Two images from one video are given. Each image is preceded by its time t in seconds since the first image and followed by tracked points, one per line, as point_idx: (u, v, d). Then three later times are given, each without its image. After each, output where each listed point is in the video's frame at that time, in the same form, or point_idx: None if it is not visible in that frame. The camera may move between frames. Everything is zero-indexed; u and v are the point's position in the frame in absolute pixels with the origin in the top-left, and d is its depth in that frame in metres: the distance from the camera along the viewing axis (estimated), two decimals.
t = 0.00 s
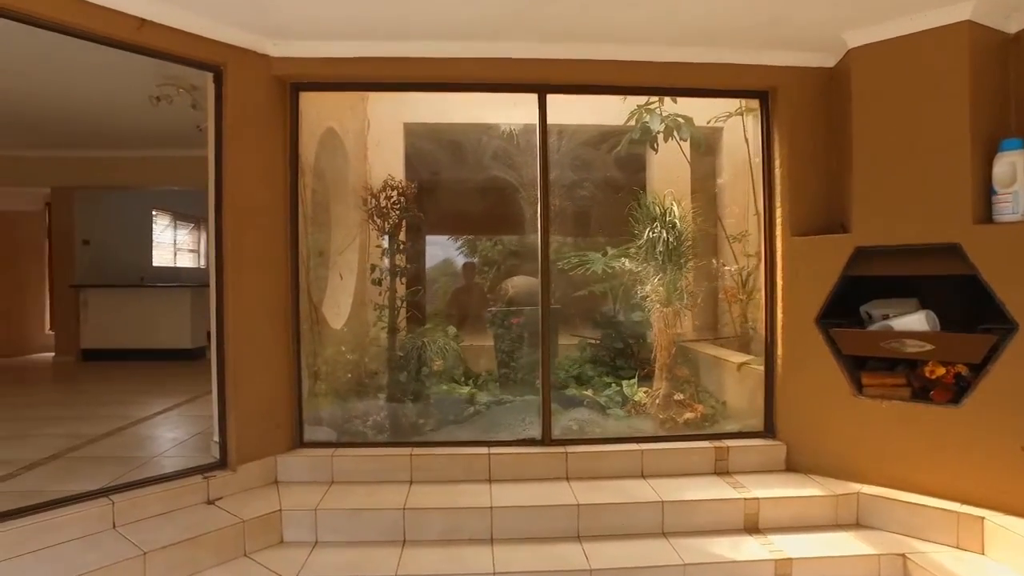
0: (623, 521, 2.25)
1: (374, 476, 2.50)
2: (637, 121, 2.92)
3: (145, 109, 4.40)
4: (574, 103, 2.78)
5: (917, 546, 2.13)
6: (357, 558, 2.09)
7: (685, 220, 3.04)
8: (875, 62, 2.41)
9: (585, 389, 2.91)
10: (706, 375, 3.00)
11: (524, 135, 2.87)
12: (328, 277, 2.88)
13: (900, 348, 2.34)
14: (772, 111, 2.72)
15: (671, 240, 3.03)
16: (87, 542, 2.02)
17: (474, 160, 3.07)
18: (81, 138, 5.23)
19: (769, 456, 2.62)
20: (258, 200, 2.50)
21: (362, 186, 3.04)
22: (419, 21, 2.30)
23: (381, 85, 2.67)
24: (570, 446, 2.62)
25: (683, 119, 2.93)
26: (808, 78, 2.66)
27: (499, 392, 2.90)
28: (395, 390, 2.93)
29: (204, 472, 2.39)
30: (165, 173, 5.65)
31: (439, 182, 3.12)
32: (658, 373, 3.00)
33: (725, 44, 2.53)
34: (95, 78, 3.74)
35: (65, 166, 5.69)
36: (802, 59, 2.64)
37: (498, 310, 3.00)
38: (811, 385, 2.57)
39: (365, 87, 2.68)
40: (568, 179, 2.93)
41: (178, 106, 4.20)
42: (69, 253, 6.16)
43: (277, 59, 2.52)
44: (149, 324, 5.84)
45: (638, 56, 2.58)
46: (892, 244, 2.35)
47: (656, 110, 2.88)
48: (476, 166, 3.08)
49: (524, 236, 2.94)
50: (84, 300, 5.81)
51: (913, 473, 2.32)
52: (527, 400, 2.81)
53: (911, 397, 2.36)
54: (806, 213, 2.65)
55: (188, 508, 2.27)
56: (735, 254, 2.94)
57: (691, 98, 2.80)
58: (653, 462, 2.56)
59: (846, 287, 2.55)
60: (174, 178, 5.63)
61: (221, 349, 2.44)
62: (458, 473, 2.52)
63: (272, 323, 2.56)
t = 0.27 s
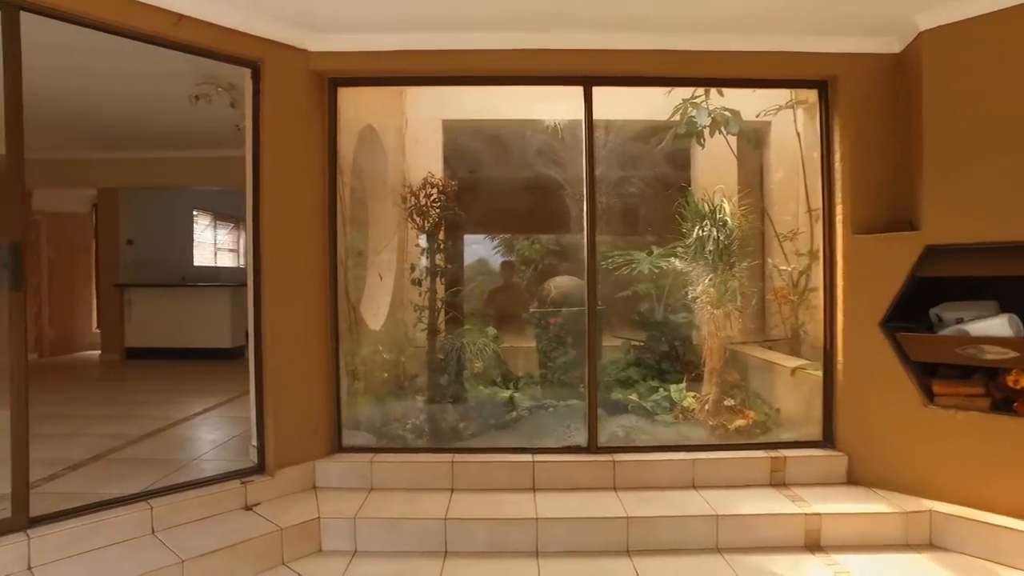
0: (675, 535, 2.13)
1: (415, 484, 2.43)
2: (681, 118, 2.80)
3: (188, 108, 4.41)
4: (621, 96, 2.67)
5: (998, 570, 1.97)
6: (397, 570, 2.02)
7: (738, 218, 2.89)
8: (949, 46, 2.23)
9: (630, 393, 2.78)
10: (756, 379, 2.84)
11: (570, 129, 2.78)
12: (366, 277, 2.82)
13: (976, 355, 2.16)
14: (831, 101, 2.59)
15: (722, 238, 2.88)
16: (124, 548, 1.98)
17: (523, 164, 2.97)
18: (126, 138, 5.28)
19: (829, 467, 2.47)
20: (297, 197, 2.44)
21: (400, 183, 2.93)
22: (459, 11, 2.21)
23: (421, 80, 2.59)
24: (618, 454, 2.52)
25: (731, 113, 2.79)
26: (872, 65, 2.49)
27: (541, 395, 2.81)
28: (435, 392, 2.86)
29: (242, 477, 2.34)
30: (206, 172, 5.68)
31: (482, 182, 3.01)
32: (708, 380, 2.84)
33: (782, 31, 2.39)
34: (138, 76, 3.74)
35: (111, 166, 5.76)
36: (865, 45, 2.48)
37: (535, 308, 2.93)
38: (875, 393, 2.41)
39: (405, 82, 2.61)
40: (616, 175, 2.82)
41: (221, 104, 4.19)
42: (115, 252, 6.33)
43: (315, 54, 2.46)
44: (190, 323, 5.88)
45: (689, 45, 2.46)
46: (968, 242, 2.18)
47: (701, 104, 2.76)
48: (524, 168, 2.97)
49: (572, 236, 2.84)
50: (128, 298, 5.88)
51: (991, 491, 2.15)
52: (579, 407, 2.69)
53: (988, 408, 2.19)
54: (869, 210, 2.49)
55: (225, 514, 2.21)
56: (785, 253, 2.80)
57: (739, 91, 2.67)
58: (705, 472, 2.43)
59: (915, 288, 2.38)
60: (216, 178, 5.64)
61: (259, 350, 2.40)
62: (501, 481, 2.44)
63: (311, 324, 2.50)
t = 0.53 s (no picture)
0: (737, 554, 2.00)
1: (464, 491, 2.35)
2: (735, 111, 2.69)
3: (238, 107, 4.42)
4: (676, 85, 2.53)
5: None
6: None
7: (801, 216, 2.80)
8: None
9: (683, 397, 2.66)
10: (816, 383, 2.69)
11: (624, 122, 2.66)
12: (410, 277, 2.75)
13: None
14: (908, 88, 2.38)
15: (783, 237, 2.78)
16: (168, 553, 1.94)
17: (573, 156, 2.93)
18: (177, 138, 5.33)
19: (906, 482, 2.28)
20: (342, 196, 2.38)
21: (448, 181, 2.88)
22: None
23: (466, 72, 2.49)
24: (673, 463, 2.39)
25: (788, 104, 2.65)
26: (954, 45, 2.29)
27: (591, 400, 2.70)
28: (482, 395, 2.77)
29: (285, 482, 2.28)
30: (255, 172, 5.71)
31: (533, 179, 2.96)
32: (767, 385, 2.71)
33: (853, 12, 2.22)
34: (189, 75, 3.75)
35: (163, 166, 5.85)
36: (946, 25, 2.28)
37: (581, 306, 2.86)
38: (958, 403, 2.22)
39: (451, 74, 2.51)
40: (672, 169, 2.69)
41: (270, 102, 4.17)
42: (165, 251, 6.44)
43: (359, 47, 2.39)
44: (238, 322, 5.92)
45: (750, 30, 2.30)
46: None
47: (756, 96, 2.64)
48: (572, 160, 2.94)
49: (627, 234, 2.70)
50: (179, 297, 5.96)
51: None
52: (634, 413, 2.56)
53: None
54: (950, 204, 2.30)
55: (269, 519, 2.16)
56: (847, 250, 2.67)
57: (798, 81, 2.53)
58: (768, 485, 2.29)
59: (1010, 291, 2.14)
60: (262, 176, 5.67)
61: (303, 352, 2.34)
62: (552, 490, 2.34)
63: (356, 325, 2.43)
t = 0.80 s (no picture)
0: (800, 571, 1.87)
1: (508, 499, 2.26)
2: (786, 103, 2.59)
3: (280, 105, 4.40)
4: (730, 72, 2.40)
5: None
6: None
7: (863, 211, 2.58)
8: None
9: (733, 401, 2.52)
10: (876, 388, 2.53)
11: (675, 112, 2.54)
12: (452, 276, 2.67)
13: None
14: (989, 69, 2.21)
15: (846, 233, 2.59)
16: (205, 558, 1.89)
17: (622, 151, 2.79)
18: (220, 138, 5.36)
19: (987, 501, 2.10)
20: (383, 192, 2.31)
21: (491, 177, 2.78)
22: None
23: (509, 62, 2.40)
24: (728, 472, 2.26)
25: (844, 94, 2.54)
26: None
27: (638, 404, 2.59)
28: (526, 397, 2.68)
29: (324, 486, 2.22)
30: (296, 171, 5.71)
31: (580, 174, 2.84)
32: (824, 390, 2.54)
33: None
34: (229, 73, 3.73)
35: (206, 166, 5.89)
36: None
37: (623, 306, 2.76)
38: None
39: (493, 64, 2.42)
40: (726, 162, 2.56)
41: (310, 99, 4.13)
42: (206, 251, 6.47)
43: (398, 37, 2.31)
44: (278, 321, 5.92)
45: (811, 11, 2.16)
46: None
47: (811, 86, 2.52)
48: (620, 154, 2.79)
49: (680, 232, 2.59)
50: (220, 296, 6.00)
51: None
52: (686, 418, 2.44)
53: None
54: None
55: (307, 525, 2.10)
56: (908, 248, 2.53)
57: (856, 67, 2.41)
58: (831, 498, 2.14)
59: None
60: (302, 175, 5.67)
61: (343, 353, 2.28)
62: (599, 499, 2.23)
63: (397, 326, 2.35)
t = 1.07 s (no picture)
0: None
1: (552, 511, 2.14)
2: (841, 94, 2.43)
3: (315, 103, 4.35)
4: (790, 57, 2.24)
5: None
6: None
7: (940, 208, 2.40)
8: None
9: (785, 408, 2.35)
10: (946, 397, 2.32)
11: (729, 102, 2.39)
12: (490, 278, 2.55)
13: None
14: None
15: (913, 229, 2.39)
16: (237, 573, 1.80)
17: (673, 143, 2.61)
18: (256, 137, 5.34)
19: None
20: (422, 186, 2.21)
21: (533, 172, 2.66)
22: None
23: (551, 50, 2.27)
24: (789, 487, 2.10)
25: (904, 82, 2.38)
26: None
27: (686, 411, 2.46)
28: (568, 403, 2.56)
29: (359, 497, 2.12)
30: (330, 170, 5.67)
31: (628, 168, 2.66)
32: (887, 399, 2.35)
33: None
34: (264, 69, 3.67)
35: (242, 166, 5.88)
36: None
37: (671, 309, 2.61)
38: None
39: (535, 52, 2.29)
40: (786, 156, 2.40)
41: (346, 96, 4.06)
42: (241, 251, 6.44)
43: (437, 25, 2.21)
44: (311, 321, 5.88)
45: None
46: None
47: (869, 74, 2.36)
48: (670, 147, 2.62)
49: (729, 230, 2.46)
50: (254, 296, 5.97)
51: None
52: (741, 428, 2.30)
53: None
54: None
55: (342, 538, 2.00)
56: (979, 247, 2.37)
57: (921, 51, 2.23)
58: (903, 517, 1.98)
59: None
60: (337, 173, 5.63)
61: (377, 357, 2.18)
62: (649, 514, 2.10)
63: (434, 329, 2.24)
